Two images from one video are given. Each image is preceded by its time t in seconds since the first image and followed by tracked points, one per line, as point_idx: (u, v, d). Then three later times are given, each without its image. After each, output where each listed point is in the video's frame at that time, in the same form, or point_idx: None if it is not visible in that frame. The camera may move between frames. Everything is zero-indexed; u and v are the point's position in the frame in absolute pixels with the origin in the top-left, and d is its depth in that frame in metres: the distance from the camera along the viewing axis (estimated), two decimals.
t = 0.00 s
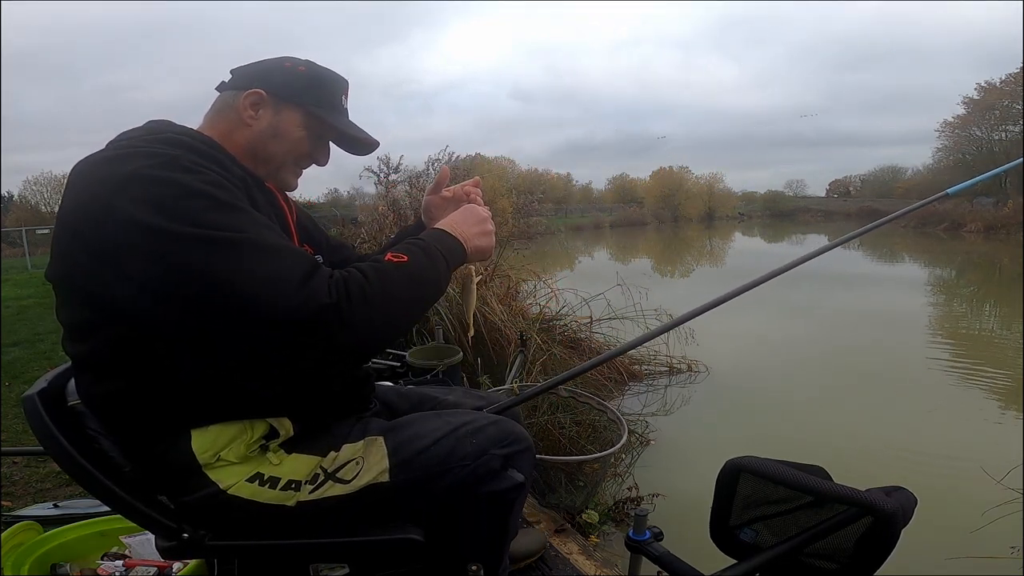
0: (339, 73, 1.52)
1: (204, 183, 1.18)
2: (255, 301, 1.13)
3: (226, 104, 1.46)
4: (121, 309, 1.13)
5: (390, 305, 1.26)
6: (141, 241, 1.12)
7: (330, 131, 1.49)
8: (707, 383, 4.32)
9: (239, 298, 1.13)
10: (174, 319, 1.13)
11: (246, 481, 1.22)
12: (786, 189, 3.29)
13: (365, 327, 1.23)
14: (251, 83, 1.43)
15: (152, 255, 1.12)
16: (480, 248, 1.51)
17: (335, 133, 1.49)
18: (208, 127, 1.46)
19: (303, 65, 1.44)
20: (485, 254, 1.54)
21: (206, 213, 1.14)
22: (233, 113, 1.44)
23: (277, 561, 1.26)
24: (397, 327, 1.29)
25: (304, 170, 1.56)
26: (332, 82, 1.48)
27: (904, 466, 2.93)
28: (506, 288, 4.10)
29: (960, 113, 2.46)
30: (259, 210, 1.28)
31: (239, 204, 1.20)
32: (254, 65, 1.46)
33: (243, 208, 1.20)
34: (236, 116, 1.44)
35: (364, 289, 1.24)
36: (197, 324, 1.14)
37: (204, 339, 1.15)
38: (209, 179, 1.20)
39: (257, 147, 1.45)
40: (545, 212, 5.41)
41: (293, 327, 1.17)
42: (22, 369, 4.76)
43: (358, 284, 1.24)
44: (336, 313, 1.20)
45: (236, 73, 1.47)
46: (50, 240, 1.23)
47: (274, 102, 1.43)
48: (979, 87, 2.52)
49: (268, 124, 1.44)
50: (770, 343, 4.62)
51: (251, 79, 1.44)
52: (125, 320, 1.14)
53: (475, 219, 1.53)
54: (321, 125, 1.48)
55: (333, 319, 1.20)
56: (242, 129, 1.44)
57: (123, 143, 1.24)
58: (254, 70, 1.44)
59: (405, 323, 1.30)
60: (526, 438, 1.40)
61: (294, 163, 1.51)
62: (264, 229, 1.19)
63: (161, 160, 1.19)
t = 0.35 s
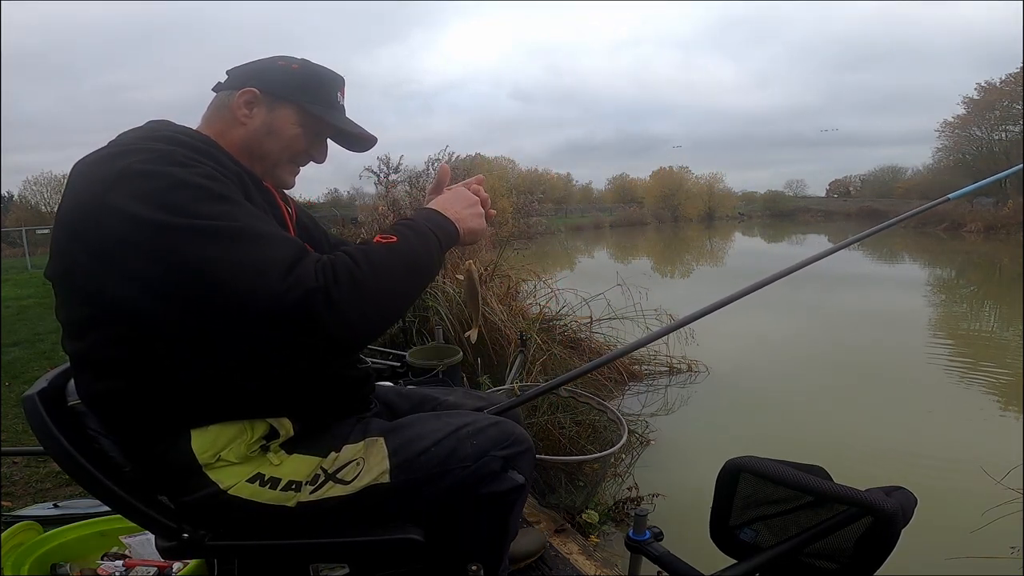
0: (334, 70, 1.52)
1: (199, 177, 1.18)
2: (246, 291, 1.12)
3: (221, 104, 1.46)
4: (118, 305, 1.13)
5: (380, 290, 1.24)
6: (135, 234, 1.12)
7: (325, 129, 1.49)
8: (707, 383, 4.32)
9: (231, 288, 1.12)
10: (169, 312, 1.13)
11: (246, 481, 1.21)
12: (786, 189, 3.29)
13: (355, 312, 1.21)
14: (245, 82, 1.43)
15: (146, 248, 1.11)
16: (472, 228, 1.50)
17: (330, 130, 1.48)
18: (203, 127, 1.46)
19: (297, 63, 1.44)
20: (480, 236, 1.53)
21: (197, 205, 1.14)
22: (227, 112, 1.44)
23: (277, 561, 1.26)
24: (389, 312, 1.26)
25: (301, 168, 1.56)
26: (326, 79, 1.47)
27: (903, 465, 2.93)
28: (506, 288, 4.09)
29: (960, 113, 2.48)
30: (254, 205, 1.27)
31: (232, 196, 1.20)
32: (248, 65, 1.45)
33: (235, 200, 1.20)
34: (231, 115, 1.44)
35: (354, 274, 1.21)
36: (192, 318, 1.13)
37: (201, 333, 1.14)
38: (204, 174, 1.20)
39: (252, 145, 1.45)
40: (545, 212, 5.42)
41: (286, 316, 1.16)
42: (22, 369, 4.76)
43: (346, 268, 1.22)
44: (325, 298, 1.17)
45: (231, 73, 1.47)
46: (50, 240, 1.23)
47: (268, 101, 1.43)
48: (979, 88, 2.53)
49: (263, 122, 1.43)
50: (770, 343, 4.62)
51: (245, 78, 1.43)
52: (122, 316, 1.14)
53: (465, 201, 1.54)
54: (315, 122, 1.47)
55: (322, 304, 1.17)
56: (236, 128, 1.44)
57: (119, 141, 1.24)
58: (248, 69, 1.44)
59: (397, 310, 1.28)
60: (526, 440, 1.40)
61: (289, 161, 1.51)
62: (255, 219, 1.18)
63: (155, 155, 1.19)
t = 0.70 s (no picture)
0: (330, 68, 1.50)
1: (188, 161, 1.18)
2: (229, 260, 1.11)
3: (215, 104, 1.47)
4: (106, 291, 1.11)
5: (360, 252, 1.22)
6: (120, 216, 1.10)
7: (318, 128, 1.48)
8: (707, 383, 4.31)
9: (213, 258, 1.10)
10: (155, 292, 1.10)
11: (246, 481, 1.21)
12: (786, 189, 3.30)
13: (334, 268, 1.19)
14: (238, 83, 1.43)
15: (130, 228, 1.10)
16: (462, 207, 1.47)
17: (323, 130, 1.47)
18: (198, 128, 1.47)
19: (291, 62, 1.43)
20: (468, 216, 1.50)
21: (180, 183, 1.13)
22: (221, 113, 1.45)
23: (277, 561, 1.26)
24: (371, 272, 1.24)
25: (296, 168, 1.56)
26: (320, 78, 1.46)
27: (903, 465, 2.93)
28: (506, 288, 4.09)
29: (960, 113, 2.52)
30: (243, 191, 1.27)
31: (216, 177, 1.19)
32: (243, 65, 1.46)
33: (220, 181, 1.19)
34: (224, 116, 1.45)
35: (331, 231, 1.20)
36: (179, 296, 1.11)
37: (188, 312, 1.12)
38: (191, 160, 1.20)
39: (244, 145, 1.45)
40: (546, 212, 5.25)
41: (269, 284, 1.14)
42: (22, 369, 4.76)
43: (325, 227, 1.21)
44: (303, 254, 1.15)
45: (227, 75, 1.48)
46: (47, 238, 1.21)
47: (259, 100, 1.43)
48: (978, 88, 2.55)
49: (255, 123, 1.43)
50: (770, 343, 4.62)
51: (240, 78, 1.44)
52: (109, 302, 1.12)
53: (459, 180, 1.51)
54: (308, 122, 1.46)
55: (299, 261, 1.15)
56: (229, 128, 1.45)
57: (110, 137, 1.24)
58: (243, 70, 1.44)
59: (379, 272, 1.26)
60: (526, 441, 1.40)
61: (281, 160, 1.50)
62: (237, 195, 1.18)
63: (144, 145, 1.19)
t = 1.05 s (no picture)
0: (328, 68, 1.50)
1: (183, 154, 1.18)
2: (224, 242, 1.08)
3: (214, 105, 1.47)
4: (103, 279, 1.09)
5: (357, 228, 1.19)
6: (113, 204, 1.09)
7: (316, 128, 1.47)
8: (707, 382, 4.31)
9: (208, 231, 1.07)
10: (147, 278, 1.08)
11: (246, 482, 1.21)
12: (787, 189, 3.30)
13: (332, 235, 1.16)
14: (236, 83, 1.44)
15: (125, 210, 1.08)
16: (461, 201, 1.45)
17: (320, 130, 1.47)
18: (197, 129, 1.48)
19: (289, 62, 1.43)
20: (466, 211, 1.48)
21: (175, 169, 1.13)
22: (219, 113, 1.45)
23: (277, 562, 1.26)
24: (370, 244, 1.21)
25: (295, 168, 1.56)
26: (318, 77, 1.46)
27: (903, 465, 2.94)
28: (507, 288, 4.09)
29: (961, 113, 2.54)
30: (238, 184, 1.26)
31: (211, 168, 1.19)
32: (242, 66, 1.46)
33: (214, 171, 1.18)
34: (222, 116, 1.45)
35: (330, 202, 1.19)
36: (175, 274, 1.08)
37: (185, 290, 1.09)
38: (186, 153, 1.19)
39: (242, 145, 1.45)
40: (546, 212, 5.25)
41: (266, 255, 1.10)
42: (22, 369, 4.76)
43: (321, 203, 1.19)
44: (299, 221, 1.14)
45: (226, 76, 1.48)
46: (45, 238, 1.21)
47: (257, 100, 1.42)
48: (979, 88, 2.55)
49: (252, 123, 1.43)
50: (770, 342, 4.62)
51: (238, 79, 1.44)
52: (106, 289, 1.10)
53: (460, 175, 1.51)
54: (305, 121, 1.45)
55: (294, 227, 1.13)
56: (227, 128, 1.45)
57: (108, 137, 1.25)
58: (242, 70, 1.45)
59: (379, 245, 1.22)
60: (526, 441, 1.40)
61: (279, 160, 1.50)
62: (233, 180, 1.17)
63: (141, 141, 1.20)
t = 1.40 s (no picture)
0: (327, 67, 1.49)
1: (187, 154, 1.18)
2: (228, 243, 1.08)
3: (214, 106, 1.47)
4: (104, 278, 1.09)
5: (362, 229, 1.19)
6: (116, 204, 1.09)
7: (316, 128, 1.47)
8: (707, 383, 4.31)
9: (211, 230, 1.07)
10: (149, 280, 1.08)
11: (246, 482, 1.21)
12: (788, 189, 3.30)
13: (340, 235, 1.16)
14: (236, 84, 1.44)
15: (126, 210, 1.08)
16: (463, 206, 1.44)
17: (321, 130, 1.46)
18: (198, 130, 1.48)
19: (289, 62, 1.43)
20: (470, 217, 1.47)
21: (179, 169, 1.14)
22: (220, 114, 1.45)
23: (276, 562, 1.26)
24: (377, 244, 1.21)
25: (296, 168, 1.56)
26: (318, 77, 1.45)
27: (903, 465, 2.93)
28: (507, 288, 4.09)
29: (961, 114, 2.54)
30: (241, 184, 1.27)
31: (215, 168, 1.19)
32: (242, 66, 1.46)
33: (218, 171, 1.19)
34: (223, 117, 1.45)
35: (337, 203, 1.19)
36: (177, 276, 1.08)
37: (187, 290, 1.09)
38: (189, 153, 1.19)
39: (243, 146, 1.45)
40: (546, 212, 5.25)
41: (272, 255, 1.11)
42: (22, 369, 4.75)
43: (328, 204, 1.19)
44: (307, 220, 1.14)
45: (226, 76, 1.48)
46: (46, 238, 1.21)
47: (257, 100, 1.43)
48: (979, 88, 2.54)
49: (253, 124, 1.43)
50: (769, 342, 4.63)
51: (238, 79, 1.44)
52: (107, 289, 1.10)
53: (465, 179, 1.49)
54: (305, 122, 1.45)
55: (303, 226, 1.13)
56: (227, 129, 1.45)
57: (111, 137, 1.25)
58: (242, 71, 1.45)
59: (386, 247, 1.23)
60: (526, 441, 1.40)
61: (280, 160, 1.50)
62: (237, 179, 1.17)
63: (145, 140, 1.21)
